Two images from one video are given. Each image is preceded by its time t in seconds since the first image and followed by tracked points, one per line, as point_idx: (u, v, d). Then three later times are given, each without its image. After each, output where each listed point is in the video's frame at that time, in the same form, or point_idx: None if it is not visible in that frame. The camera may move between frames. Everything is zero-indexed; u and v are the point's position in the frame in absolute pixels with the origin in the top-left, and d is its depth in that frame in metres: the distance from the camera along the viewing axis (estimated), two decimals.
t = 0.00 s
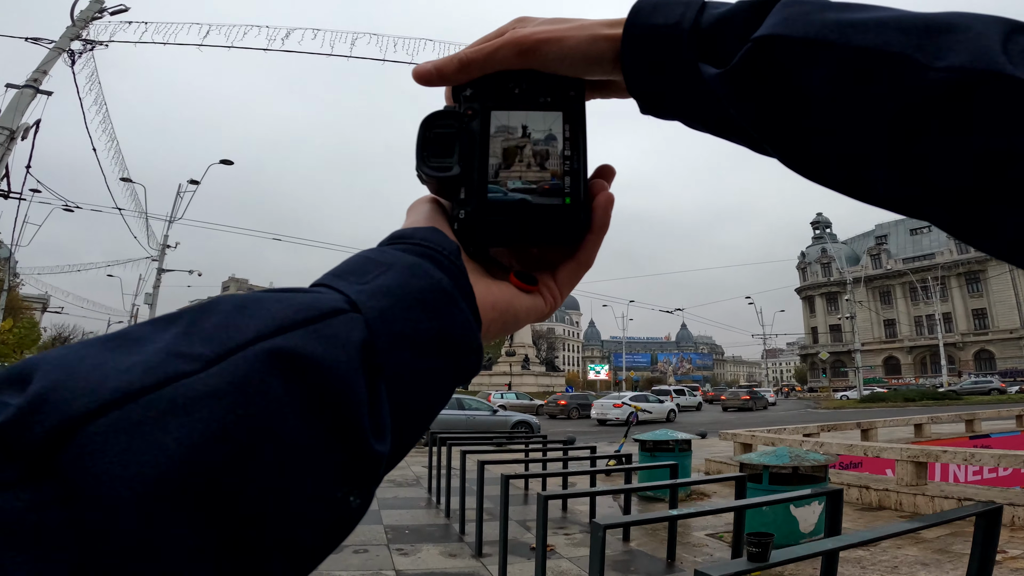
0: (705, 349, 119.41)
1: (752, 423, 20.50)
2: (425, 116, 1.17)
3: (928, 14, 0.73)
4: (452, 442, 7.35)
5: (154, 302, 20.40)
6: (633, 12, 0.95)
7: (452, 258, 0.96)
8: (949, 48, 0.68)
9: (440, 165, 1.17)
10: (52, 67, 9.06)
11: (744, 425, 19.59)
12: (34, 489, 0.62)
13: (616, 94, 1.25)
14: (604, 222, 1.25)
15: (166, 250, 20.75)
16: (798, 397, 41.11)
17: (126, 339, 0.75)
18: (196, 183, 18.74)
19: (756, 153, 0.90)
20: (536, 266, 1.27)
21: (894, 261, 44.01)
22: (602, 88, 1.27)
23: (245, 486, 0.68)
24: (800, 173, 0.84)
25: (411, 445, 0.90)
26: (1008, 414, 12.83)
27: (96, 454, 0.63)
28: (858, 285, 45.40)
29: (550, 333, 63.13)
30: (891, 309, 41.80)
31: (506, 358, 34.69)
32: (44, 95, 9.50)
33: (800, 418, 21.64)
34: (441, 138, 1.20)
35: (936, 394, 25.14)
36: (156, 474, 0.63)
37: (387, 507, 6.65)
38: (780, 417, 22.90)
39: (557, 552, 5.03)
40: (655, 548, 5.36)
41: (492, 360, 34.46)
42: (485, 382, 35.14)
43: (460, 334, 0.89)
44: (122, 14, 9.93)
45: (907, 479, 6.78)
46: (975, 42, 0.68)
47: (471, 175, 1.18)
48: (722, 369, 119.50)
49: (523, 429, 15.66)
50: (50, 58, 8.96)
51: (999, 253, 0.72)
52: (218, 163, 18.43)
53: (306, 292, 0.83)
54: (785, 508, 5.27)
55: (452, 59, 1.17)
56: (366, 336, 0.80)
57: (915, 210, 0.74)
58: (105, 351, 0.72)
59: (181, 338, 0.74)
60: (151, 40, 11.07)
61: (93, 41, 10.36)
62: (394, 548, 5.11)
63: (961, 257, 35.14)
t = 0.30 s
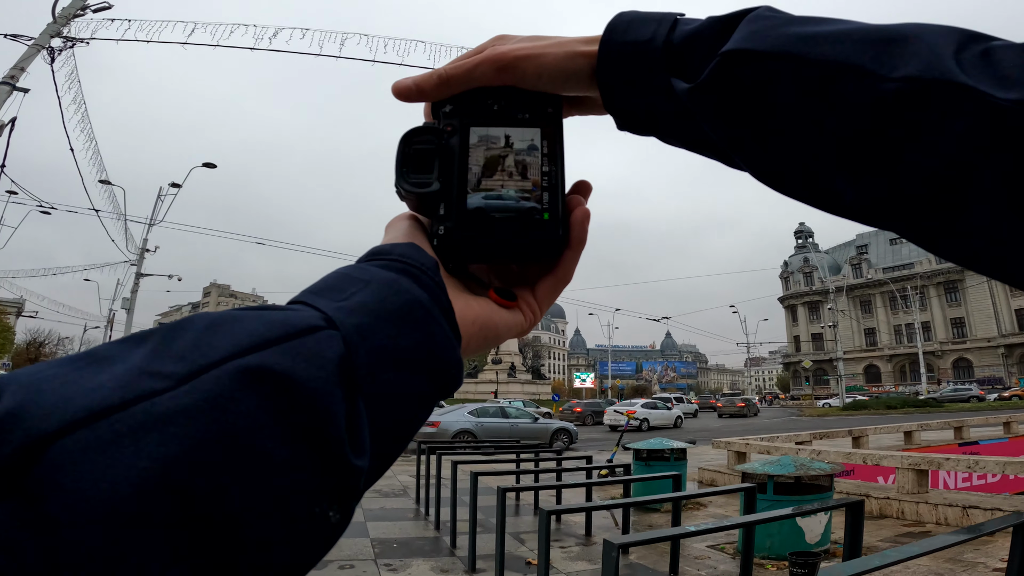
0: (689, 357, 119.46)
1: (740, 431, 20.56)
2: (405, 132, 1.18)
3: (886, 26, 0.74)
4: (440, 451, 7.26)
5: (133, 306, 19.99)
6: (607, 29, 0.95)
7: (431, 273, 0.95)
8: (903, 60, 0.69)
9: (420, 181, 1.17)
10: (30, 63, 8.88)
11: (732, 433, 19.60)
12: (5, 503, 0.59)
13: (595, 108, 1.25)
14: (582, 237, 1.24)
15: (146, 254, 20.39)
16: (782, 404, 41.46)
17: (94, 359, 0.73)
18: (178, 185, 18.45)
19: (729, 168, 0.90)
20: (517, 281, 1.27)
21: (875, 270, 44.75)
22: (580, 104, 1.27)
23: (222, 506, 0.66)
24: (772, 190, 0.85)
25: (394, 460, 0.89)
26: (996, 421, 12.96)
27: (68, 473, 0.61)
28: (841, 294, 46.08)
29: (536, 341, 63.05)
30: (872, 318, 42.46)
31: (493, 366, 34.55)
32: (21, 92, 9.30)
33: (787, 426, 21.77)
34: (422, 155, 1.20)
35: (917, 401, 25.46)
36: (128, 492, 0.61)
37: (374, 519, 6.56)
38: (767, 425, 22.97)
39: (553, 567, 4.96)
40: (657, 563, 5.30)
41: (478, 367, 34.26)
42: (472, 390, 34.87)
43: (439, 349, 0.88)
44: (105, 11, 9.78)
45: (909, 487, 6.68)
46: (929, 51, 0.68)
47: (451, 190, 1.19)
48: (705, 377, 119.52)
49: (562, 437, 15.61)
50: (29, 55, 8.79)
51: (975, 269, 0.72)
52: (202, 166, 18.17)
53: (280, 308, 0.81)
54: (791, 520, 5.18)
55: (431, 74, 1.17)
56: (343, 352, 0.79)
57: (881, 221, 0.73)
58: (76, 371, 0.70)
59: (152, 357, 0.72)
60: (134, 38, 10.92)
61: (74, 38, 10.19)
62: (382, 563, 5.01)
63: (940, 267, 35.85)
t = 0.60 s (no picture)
0: (681, 363, 119.57)
1: (734, 437, 20.55)
2: (397, 137, 1.18)
3: (891, 19, 0.75)
4: (436, 457, 7.18)
5: (119, 310, 19.66)
6: (606, 23, 0.94)
7: (421, 277, 0.94)
8: (912, 52, 0.70)
9: (412, 186, 1.17)
10: (18, 60, 8.76)
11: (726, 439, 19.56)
12: (9, 509, 0.57)
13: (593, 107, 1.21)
14: (570, 240, 1.23)
15: (133, 257, 20.12)
16: (773, 410, 41.60)
17: (93, 363, 0.71)
18: (166, 187, 18.24)
19: (731, 161, 0.90)
20: (506, 283, 1.27)
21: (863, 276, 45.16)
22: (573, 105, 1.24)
23: (220, 507, 0.64)
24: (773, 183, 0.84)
25: (384, 462, 0.87)
26: (992, 426, 12.99)
27: (71, 481, 0.59)
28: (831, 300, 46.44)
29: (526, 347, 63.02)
30: (861, 324, 42.83)
31: (485, 372, 34.42)
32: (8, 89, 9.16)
33: (780, 431, 21.79)
34: (414, 158, 1.20)
35: (907, 407, 25.61)
36: (131, 492, 0.60)
37: (369, 528, 6.47)
38: (760, 430, 22.96)
39: None
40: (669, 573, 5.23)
41: (470, 373, 34.15)
42: (463, 396, 34.69)
43: (430, 351, 0.87)
44: (96, 8, 9.69)
45: (920, 492, 6.49)
46: (937, 45, 0.69)
47: (443, 195, 1.18)
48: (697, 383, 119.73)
49: (610, 444, 15.61)
50: (16, 52, 8.68)
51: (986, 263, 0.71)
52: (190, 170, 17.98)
53: (272, 314, 0.80)
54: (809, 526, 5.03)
55: (429, 75, 1.14)
56: (335, 357, 0.78)
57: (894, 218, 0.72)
58: (74, 377, 0.69)
59: (150, 362, 0.71)
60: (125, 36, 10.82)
61: (63, 36, 10.10)
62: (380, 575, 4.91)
63: (929, 273, 36.24)
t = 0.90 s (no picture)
0: (677, 366, 119.59)
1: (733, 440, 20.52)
2: (392, 155, 1.18)
3: None
4: (435, 462, 7.13)
5: (114, 313, 19.54)
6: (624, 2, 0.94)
7: (414, 294, 0.93)
8: (952, 34, 0.67)
9: (406, 204, 1.16)
10: (12, 60, 8.70)
11: (724, 442, 19.56)
12: (35, 509, 0.58)
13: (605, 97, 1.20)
14: (557, 259, 1.24)
15: (127, 259, 20.03)
16: (770, 413, 41.64)
17: (104, 375, 0.70)
18: (161, 190, 18.15)
19: (756, 142, 0.92)
20: (495, 301, 1.26)
21: (858, 279, 45.39)
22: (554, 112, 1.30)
23: (230, 504, 0.65)
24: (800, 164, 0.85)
25: (379, 464, 0.87)
26: (992, 428, 12.97)
27: (89, 486, 0.59)
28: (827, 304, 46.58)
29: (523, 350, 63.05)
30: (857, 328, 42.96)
31: (482, 375, 34.38)
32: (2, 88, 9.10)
33: (779, 434, 21.77)
34: (407, 177, 1.20)
35: (903, 409, 25.75)
36: (144, 496, 0.60)
37: (368, 534, 6.42)
38: (758, 433, 22.96)
39: None
40: None
41: (467, 377, 34.05)
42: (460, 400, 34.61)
43: (420, 362, 0.86)
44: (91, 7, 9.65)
45: (930, 496, 6.44)
46: (976, 26, 0.66)
47: (435, 214, 1.18)
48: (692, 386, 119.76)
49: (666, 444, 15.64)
50: (10, 51, 8.62)
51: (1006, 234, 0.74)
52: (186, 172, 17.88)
53: (271, 328, 0.79)
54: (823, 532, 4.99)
55: (485, 131, 1.08)
56: (332, 369, 0.77)
57: (927, 193, 0.75)
58: (85, 386, 0.68)
59: (161, 372, 0.70)
60: (120, 35, 10.78)
61: (58, 35, 10.05)
62: None
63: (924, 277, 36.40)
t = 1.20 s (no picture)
0: (674, 369, 119.59)
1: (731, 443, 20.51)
2: (386, 160, 1.21)
3: (929, 12, 0.72)
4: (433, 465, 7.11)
5: (109, 314, 19.45)
6: (619, 13, 0.95)
7: (407, 298, 0.93)
8: (955, 48, 0.67)
9: (399, 209, 1.18)
10: (8, 59, 8.67)
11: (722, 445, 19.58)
12: (12, 513, 0.57)
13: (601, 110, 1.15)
14: (551, 263, 1.25)
15: (123, 260, 19.94)
16: (767, 416, 41.71)
17: (93, 379, 0.71)
18: (157, 191, 18.07)
19: (748, 156, 0.91)
20: (491, 305, 1.26)
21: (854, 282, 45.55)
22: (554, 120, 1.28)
23: (218, 511, 0.64)
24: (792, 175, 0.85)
25: (375, 466, 0.87)
26: (991, 431, 12.97)
27: (66, 494, 0.58)
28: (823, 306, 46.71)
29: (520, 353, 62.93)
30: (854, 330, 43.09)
31: (479, 378, 34.35)
32: None
33: (777, 437, 21.78)
34: (402, 182, 1.23)
35: (899, 412, 25.84)
36: (129, 500, 0.59)
37: (366, 538, 6.40)
38: (756, 436, 22.97)
39: None
40: None
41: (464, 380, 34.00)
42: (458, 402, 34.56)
43: (412, 368, 0.86)
44: (88, 7, 9.62)
45: (932, 498, 6.46)
46: (980, 39, 0.66)
47: (429, 217, 1.18)
48: (690, 389, 119.81)
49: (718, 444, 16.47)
50: (7, 51, 8.59)
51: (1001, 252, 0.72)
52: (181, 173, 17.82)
53: (263, 332, 0.80)
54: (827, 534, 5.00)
55: (492, 160, 1.08)
56: (324, 375, 0.77)
57: (921, 207, 0.73)
58: (76, 393, 0.68)
59: (146, 380, 0.70)
60: (117, 35, 10.75)
61: (55, 35, 10.02)
62: None
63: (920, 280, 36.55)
